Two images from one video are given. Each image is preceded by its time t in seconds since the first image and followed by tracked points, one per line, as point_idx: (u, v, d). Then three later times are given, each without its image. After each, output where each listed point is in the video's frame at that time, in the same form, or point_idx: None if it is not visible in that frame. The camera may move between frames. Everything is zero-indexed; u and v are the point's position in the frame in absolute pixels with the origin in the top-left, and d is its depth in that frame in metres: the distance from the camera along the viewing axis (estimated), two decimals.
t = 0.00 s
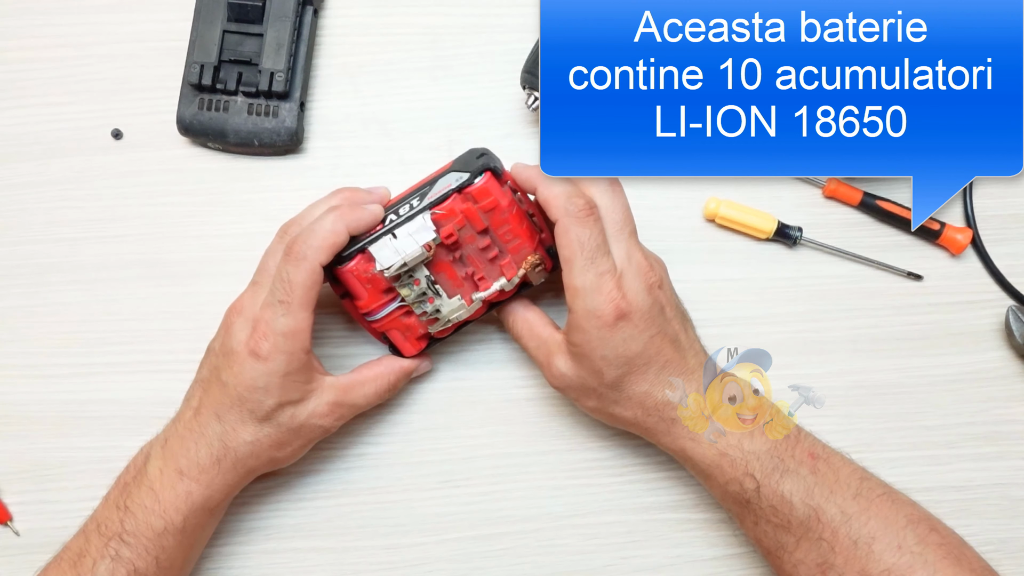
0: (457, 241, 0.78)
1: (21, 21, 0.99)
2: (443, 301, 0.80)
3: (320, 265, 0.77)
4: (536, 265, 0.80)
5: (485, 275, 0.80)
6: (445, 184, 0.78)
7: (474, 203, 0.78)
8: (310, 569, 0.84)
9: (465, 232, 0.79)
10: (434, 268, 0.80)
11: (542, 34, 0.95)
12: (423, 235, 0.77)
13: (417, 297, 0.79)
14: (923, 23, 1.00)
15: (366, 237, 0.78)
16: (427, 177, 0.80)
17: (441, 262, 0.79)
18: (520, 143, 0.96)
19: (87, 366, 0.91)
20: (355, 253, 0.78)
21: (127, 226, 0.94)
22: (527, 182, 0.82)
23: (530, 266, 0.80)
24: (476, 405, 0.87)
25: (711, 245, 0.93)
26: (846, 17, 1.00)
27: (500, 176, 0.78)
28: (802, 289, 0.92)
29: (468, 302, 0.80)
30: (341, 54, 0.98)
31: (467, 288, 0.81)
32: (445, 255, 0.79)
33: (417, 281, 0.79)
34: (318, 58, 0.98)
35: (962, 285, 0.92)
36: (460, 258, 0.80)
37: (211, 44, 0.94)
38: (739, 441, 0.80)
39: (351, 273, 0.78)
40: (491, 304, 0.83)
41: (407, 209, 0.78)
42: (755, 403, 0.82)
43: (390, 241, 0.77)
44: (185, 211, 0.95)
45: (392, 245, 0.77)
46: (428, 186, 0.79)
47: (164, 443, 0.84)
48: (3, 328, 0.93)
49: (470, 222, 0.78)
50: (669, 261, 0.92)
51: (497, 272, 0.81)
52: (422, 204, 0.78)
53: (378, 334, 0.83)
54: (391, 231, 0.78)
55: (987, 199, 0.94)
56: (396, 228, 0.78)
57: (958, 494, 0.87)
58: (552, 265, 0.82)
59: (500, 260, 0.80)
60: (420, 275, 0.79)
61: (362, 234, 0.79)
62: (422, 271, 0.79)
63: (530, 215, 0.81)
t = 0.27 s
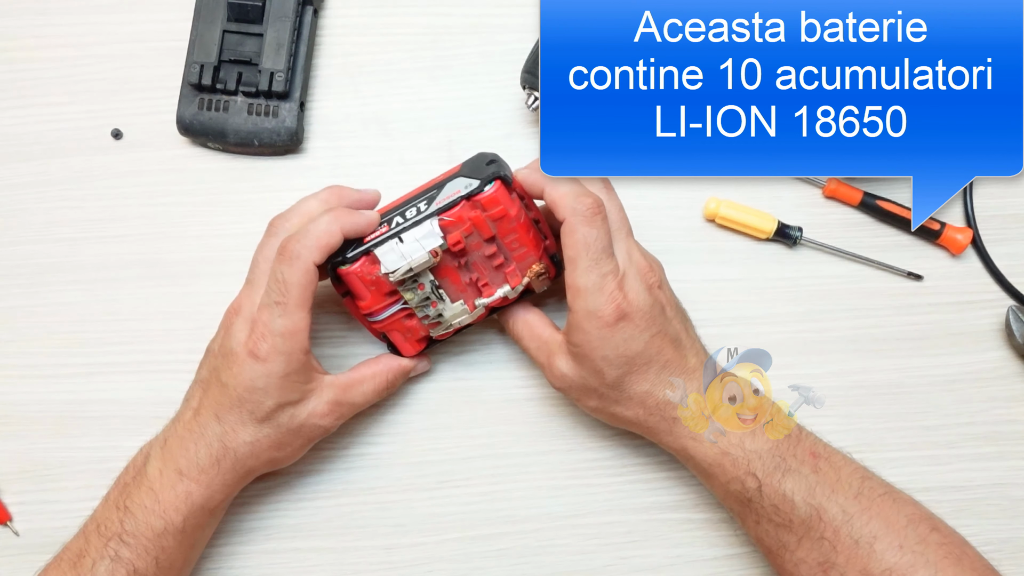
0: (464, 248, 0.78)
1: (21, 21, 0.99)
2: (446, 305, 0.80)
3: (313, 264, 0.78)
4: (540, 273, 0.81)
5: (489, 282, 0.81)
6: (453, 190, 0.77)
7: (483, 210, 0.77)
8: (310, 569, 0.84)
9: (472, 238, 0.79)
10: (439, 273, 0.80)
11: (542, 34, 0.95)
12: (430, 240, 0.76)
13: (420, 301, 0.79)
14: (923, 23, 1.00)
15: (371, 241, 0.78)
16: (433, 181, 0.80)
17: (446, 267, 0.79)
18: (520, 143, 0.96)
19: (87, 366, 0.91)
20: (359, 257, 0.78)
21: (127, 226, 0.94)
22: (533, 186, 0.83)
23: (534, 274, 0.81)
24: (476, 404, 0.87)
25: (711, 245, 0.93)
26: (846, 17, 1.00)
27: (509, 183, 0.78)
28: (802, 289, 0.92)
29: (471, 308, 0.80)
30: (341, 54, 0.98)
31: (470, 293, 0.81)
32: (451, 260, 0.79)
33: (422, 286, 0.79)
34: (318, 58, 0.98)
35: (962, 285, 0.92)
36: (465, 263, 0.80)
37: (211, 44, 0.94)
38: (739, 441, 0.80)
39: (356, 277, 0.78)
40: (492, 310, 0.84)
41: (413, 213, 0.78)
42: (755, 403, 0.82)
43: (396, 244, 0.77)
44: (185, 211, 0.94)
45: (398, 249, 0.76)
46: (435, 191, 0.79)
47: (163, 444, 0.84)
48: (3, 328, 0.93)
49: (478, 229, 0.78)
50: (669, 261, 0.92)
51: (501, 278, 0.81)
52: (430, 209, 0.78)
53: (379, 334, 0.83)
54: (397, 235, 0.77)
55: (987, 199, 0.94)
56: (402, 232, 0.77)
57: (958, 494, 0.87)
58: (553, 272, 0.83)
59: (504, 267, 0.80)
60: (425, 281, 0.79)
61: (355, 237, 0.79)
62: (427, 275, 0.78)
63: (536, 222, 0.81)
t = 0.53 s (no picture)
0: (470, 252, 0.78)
1: (20, 21, 0.99)
2: (449, 308, 0.80)
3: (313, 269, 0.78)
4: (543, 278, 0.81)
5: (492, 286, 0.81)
6: (459, 194, 0.77)
7: (490, 215, 0.77)
8: (310, 569, 0.84)
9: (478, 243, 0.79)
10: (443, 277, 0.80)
11: (542, 34, 0.95)
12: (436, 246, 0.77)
13: (423, 304, 0.79)
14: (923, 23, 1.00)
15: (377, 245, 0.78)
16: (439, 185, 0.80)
17: (451, 271, 0.79)
18: (520, 143, 0.96)
19: (87, 366, 0.91)
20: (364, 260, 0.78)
21: (127, 226, 0.94)
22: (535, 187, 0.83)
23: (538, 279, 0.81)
24: (476, 404, 0.87)
25: (711, 245, 0.93)
26: (846, 17, 1.00)
27: (515, 189, 0.78)
28: (802, 288, 0.92)
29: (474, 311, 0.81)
30: (341, 54, 0.98)
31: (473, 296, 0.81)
32: (456, 264, 0.79)
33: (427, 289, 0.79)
34: (318, 58, 0.98)
35: (962, 285, 0.92)
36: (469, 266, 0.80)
37: (211, 44, 0.94)
38: (740, 442, 0.80)
39: (360, 280, 0.78)
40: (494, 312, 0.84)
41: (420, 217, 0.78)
42: (754, 403, 0.82)
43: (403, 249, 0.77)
44: (185, 210, 0.94)
45: (404, 254, 0.77)
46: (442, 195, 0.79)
47: (164, 445, 0.84)
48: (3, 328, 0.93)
49: (484, 234, 0.78)
50: (669, 261, 0.92)
51: (504, 282, 0.81)
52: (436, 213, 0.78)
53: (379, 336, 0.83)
54: (403, 239, 0.77)
55: (987, 199, 0.94)
56: (408, 236, 0.78)
57: (958, 494, 0.87)
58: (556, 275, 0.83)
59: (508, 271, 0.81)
60: (429, 283, 0.79)
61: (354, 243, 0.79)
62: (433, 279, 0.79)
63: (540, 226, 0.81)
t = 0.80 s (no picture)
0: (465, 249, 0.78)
1: (20, 21, 0.99)
2: (444, 305, 0.80)
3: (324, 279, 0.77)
4: (539, 278, 0.81)
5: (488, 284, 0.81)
6: (456, 190, 0.77)
7: (486, 211, 0.77)
8: (310, 569, 0.84)
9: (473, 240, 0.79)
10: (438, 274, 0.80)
11: (542, 34, 0.95)
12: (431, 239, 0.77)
13: (418, 300, 0.79)
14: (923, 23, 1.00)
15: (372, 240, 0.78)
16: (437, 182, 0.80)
17: (447, 267, 0.79)
18: (520, 143, 0.96)
19: (87, 366, 0.91)
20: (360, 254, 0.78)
21: (128, 226, 0.94)
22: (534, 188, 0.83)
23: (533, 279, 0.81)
24: (475, 404, 0.87)
25: (711, 245, 0.93)
26: (846, 17, 1.00)
27: (512, 186, 0.78)
28: (802, 288, 0.92)
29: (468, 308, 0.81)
30: (341, 54, 0.98)
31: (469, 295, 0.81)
32: (451, 260, 0.79)
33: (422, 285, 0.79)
34: (318, 58, 0.98)
35: (963, 285, 0.92)
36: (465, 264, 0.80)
37: (211, 44, 0.94)
38: (739, 441, 0.80)
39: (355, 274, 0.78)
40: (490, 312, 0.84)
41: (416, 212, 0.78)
42: (754, 403, 0.82)
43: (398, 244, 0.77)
44: (185, 210, 0.94)
45: (399, 248, 0.77)
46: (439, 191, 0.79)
47: (164, 446, 0.84)
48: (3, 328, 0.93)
49: (480, 231, 0.78)
50: (669, 261, 0.92)
51: (500, 281, 0.81)
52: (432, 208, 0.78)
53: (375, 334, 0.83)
54: (398, 233, 0.77)
55: (987, 199, 0.94)
56: (404, 230, 0.77)
57: (958, 494, 0.87)
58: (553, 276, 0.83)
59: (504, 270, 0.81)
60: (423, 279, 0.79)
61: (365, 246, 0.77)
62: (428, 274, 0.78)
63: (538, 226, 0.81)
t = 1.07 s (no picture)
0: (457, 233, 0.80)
1: (19, 21, 0.99)
2: (435, 292, 0.80)
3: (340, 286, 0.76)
4: (533, 270, 0.79)
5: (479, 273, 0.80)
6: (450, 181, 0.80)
7: (478, 197, 0.80)
8: (310, 569, 0.84)
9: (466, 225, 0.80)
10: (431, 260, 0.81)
11: (542, 34, 0.96)
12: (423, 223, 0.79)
13: (410, 287, 0.80)
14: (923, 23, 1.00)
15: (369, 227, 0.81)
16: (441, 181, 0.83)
17: (439, 253, 0.80)
18: (520, 142, 0.96)
19: (87, 366, 0.91)
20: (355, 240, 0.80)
21: (128, 226, 0.94)
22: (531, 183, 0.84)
23: (526, 270, 0.79)
24: (475, 404, 0.87)
25: (711, 245, 0.93)
26: (846, 17, 1.00)
27: (507, 178, 0.80)
28: (802, 288, 0.92)
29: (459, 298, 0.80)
30: (341, 54, 0.98)
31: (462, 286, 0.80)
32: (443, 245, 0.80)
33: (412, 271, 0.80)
34: (317, 58, 0.98)
35: (963, 285, 0.92)
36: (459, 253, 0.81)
37: (211, 44, 0.94)
38: (740, 441, 0.80)
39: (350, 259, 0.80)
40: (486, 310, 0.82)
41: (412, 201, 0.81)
42: (755, 403, 0.82)
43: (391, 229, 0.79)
44: (185, 211, 0.94)
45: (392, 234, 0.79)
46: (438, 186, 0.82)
47: (160, 441, 0.84)
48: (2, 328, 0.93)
49: (472, 216, 0.80)
50: (669, 261, 0.92)
51: (493, 271, 0.81)
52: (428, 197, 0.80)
53: (368, 330, 0.83)
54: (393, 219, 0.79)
55: (987, 199, 0.94)
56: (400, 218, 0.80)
57: (958, 494, 0.87)
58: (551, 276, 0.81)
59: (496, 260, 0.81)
60: (416, 264, 0.80)
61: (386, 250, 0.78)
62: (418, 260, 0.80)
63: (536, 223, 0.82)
